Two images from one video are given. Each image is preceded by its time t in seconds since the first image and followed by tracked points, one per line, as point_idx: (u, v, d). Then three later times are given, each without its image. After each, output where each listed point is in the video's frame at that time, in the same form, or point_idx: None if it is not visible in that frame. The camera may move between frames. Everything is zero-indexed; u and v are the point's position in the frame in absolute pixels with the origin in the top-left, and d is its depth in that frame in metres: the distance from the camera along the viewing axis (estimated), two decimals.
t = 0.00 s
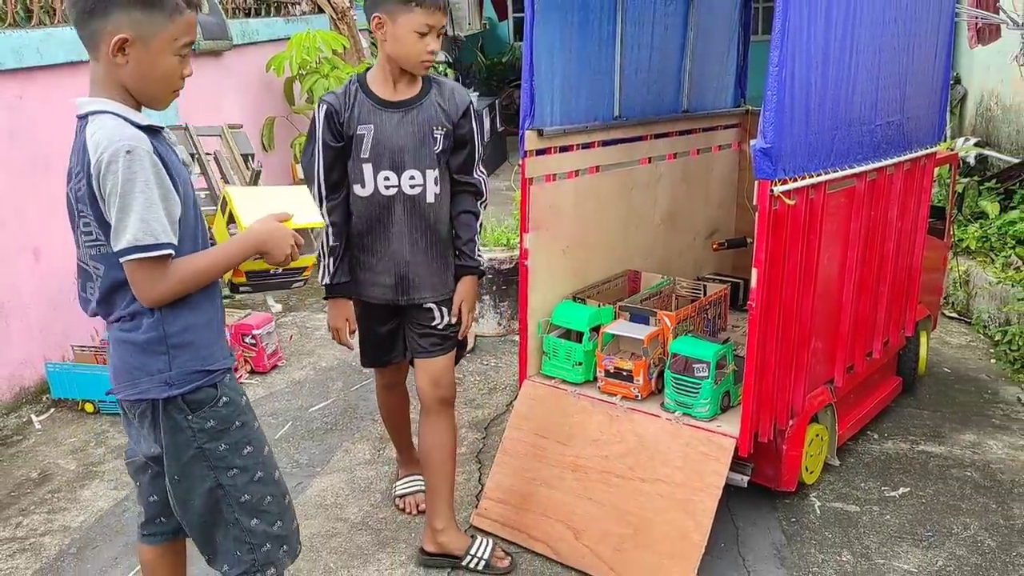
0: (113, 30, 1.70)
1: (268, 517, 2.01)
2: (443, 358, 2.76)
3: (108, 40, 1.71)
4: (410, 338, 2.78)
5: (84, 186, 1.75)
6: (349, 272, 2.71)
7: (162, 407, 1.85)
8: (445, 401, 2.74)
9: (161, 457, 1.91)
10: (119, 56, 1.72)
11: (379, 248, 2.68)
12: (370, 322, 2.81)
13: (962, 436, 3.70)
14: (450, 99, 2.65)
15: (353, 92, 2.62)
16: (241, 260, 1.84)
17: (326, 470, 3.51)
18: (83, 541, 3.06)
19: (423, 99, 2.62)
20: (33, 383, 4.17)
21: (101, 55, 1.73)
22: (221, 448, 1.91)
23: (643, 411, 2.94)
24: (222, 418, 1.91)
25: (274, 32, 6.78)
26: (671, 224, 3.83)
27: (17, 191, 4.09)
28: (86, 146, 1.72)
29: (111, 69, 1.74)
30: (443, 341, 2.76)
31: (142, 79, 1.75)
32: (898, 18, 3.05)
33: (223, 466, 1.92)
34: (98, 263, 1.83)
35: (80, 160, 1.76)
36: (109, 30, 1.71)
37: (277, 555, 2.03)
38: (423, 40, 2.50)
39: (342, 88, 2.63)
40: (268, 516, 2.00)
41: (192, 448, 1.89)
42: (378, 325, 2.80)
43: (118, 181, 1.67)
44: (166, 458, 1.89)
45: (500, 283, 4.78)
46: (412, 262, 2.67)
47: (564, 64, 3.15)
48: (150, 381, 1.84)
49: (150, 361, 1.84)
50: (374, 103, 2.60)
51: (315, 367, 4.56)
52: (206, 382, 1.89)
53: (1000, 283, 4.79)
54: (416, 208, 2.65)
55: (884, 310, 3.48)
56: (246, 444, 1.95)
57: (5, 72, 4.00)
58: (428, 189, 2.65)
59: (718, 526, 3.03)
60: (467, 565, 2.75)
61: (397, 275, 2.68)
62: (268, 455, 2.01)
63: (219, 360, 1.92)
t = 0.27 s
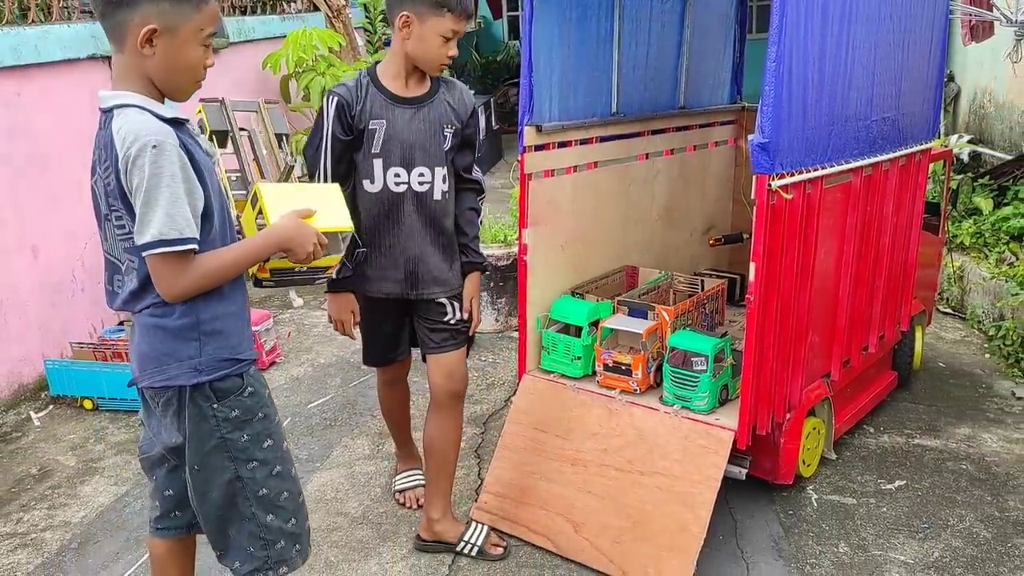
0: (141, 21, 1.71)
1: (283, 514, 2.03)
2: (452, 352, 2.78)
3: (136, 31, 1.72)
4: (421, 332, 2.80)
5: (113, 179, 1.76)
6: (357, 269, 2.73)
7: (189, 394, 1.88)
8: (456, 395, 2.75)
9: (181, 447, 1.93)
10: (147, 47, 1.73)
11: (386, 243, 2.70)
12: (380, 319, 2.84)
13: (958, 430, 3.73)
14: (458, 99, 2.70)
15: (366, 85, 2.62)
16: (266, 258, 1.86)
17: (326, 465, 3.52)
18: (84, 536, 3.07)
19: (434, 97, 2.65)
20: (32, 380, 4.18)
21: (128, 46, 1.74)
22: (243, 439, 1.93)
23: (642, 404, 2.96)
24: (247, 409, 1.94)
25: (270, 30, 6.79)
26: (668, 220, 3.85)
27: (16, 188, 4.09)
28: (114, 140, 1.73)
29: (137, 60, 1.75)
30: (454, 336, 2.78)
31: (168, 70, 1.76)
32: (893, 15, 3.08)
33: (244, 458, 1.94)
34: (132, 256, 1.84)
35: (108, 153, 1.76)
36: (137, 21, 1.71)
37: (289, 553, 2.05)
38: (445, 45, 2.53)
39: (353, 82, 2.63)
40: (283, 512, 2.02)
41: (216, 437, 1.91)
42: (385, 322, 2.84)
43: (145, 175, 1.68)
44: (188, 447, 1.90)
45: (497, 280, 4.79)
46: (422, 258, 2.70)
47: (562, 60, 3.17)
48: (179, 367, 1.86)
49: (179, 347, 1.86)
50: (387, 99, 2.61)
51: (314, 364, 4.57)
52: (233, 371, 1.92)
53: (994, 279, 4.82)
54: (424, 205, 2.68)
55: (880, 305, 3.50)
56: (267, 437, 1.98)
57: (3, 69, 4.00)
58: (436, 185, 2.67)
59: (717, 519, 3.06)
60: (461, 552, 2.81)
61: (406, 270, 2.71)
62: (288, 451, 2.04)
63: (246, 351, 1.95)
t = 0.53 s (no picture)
0: (155, 29, 1.74)
1: (277, 521, 2.05)
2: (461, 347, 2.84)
3: (150, 39, 1.75)
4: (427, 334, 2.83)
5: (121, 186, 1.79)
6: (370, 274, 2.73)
7: (193, 395, 1.91)
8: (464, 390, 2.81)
9: (182, 449, 1.95)
10: (160, 55, 1.76)
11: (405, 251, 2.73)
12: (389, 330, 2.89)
13: (947, 429, 3.77)
14: (476, 110, 2.81)
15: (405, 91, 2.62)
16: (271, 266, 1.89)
17: (323, 466, 3.55)
18: (83, 538, 3.09)
19: (459, 109, 2.73)
20: (29, 382, 4.19)
21: (142, 53, 1.76)
22: (243, 443, 1.96)
23: (635, 405, 2.99)
24: (248, 413, 1.97)
25: (265, 32, 6.80)
26: (661, 221, 3.88)
27: (13, 192, 4.11)
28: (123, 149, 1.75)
29: (149, 68, 1.78)
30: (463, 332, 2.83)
31: (180, 77, 1.79)
32: (883, 20, 3.11)
33: (242, 462, 1.97)
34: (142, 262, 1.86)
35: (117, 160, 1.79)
36: (151, 29, 1.74)
37: (281, 561, 2.07)
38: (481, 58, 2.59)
39: (389, 87, 2.62)
40: (277, 519, 2.04)
41: (216, 440, 1.93)
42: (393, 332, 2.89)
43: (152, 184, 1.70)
44: (188, 448, 1.93)
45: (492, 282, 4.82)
46: (437, 266, 2.76)
47: (557, 65, 3.20)
48: (185, 369, 1.90)
49: (186, 349, 1.90)
50: (421, 109, 2.64)
51: (310, 365, 4.59)
52: (237, 374, 1.95)
53: (984, 279, 4.87)
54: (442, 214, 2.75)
55: (871, 306, 3.54)
56: (266, 443, 2.00)
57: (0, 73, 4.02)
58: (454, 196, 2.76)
59: (709, 518, 3.09)
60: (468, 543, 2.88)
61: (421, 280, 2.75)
62: (285, 458, 2.07)
63: (250, 356, 1.99)
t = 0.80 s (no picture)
0: (150, 33, 1.75)
1: (270, 520, 2.06)
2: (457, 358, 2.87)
3: (145, 42, 1.75)
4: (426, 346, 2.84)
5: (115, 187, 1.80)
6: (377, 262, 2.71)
7: (186, 395, 1.92)
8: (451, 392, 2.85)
9: (175, 448, 1.97)
10: (155, 58, 1.77)
11: (411, 246, 2.72)
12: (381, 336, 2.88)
13: (937, 426, 3.80)
14: (493, 118, 2.81)
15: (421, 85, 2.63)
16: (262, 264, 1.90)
17: (316, 465, 3.56)
18: (76, 537, 3.10)
19: (475, 113, 2.74)
20: (22, 382, 4.19)
21: (138, 56, 1.77)
22: (236, 442, 1.97)
23: (627, 403, 3.01)
24: (241, 413, 1.98)
25: (257, 32, 6.80)
26: (653, 220, 3.90)
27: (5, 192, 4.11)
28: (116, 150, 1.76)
29: (145, 71, 1.79)
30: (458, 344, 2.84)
31: (176, 79, 1.80)
32: (872, 21, 3.14)
33: (235, 462, 1.98)
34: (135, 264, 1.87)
35: (111, 162, 1.80)
36: (147, 32, 1.75)
37: (273, 560, 2.08)
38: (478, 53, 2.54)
39: (407, 81, 2.63)
40: (270, 519, 2.06)
41: (209, 439, 1.95)
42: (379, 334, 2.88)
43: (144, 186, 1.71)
44: (181, 447, 1.95)
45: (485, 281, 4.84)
46: (440, 266, 2.74)
47: (547, 65, 3.22)
48: (178, 368, 1.91)
49: (179, 349, 1.91)
50: (437, 107, 2.64)
51: (303, 365, 4.60)
52: (230, 374, 1.96)
53: (974, 278, 4.90)
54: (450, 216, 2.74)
55: (860, 304, 3.57)
56: (259, 443, 2.02)
57: None
58: (462, 201, 2.75)
59: (700, 515, 3.11)
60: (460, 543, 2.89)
61: (422, 275, 2.73)
62: (278, 457, 2.08)
63: (243, 356, 2.00)
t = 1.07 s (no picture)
0: (141, 29, 1.77)
1: (258, 514, 2.09)
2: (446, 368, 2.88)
3: (136, 38, 1.77)
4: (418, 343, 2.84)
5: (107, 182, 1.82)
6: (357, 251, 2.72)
7: (176, 388, 1.93)
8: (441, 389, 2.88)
9: (164, 442, 1.98)
10: (146, 54, 1.79)
11: (386, 240, 2.74)
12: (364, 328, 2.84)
13: (925, 420, 3.83)
14: (482, 111, 2.73)
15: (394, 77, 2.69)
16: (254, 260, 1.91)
17: (309, 460, 3.58)
18: (70, 531, 3.11)
19: (458, 107, 2.68)
20: (15, 379, 4.21)
21: (129, 52, 1.79)
22: (225, 436, 1.99)
23: (617, 397, 3.04)
24: (231, 407, 2.00)
25: (250, 30, 6.81)
26: (643, 216, 3.93)
27: None
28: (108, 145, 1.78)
29: (136, 67, 1.81)
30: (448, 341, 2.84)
31: (167, 75, 1.82)
32: (859, 17, 3.17)
33: (224, 456, 2.00)
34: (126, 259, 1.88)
35: (103, 157, 1.81)
36: (138, 28, 1.77)
37: (261, 554, 2.11)
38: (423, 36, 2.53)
39: (381, 73, 2.69)
40: (259, 513, 2.08)
41: (198, 433, 1.96)
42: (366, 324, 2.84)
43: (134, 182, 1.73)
44: (171, 440, 1.96)
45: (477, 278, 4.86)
46: (416, 259, 2.74)
47: (538, 62, 3.24)
48: (169, 361, 1.92)
49: (170, 342, 1.92)
50: (409, 99, 2.66)
51: (296, 361, 4.62)
52: (220, 368, 1.98)
53: (963, 273, 4.94)
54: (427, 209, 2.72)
55: (849, 299, 3.60)
56: (248, 437, 2.04)
57: None
58: (439, 195, 2.71)
59: (690, 508, 3.14)
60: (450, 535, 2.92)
61: (396, 271, 2.75)
62: (267, 452, 2.10)
63: (233, 351, 2.02)
